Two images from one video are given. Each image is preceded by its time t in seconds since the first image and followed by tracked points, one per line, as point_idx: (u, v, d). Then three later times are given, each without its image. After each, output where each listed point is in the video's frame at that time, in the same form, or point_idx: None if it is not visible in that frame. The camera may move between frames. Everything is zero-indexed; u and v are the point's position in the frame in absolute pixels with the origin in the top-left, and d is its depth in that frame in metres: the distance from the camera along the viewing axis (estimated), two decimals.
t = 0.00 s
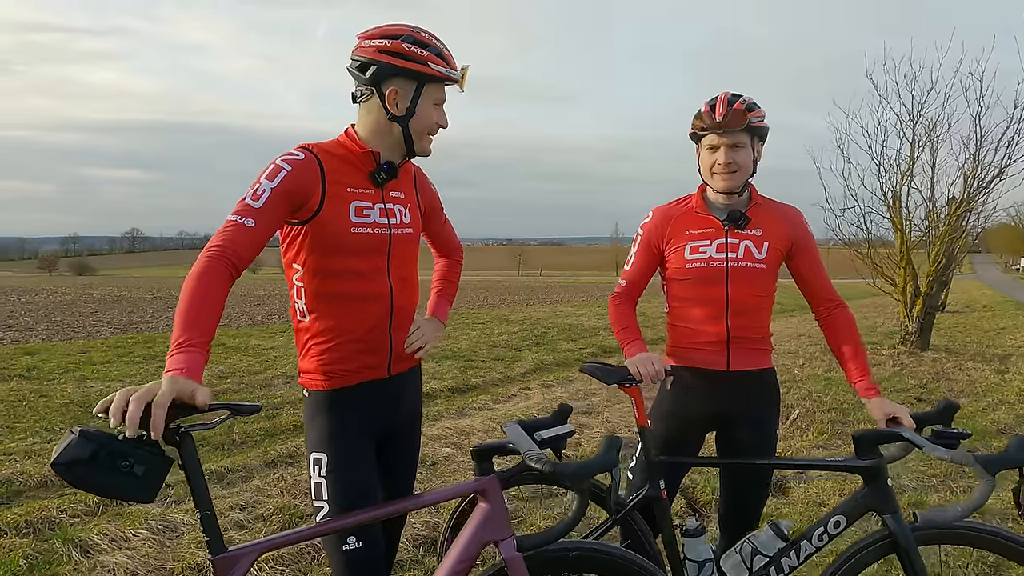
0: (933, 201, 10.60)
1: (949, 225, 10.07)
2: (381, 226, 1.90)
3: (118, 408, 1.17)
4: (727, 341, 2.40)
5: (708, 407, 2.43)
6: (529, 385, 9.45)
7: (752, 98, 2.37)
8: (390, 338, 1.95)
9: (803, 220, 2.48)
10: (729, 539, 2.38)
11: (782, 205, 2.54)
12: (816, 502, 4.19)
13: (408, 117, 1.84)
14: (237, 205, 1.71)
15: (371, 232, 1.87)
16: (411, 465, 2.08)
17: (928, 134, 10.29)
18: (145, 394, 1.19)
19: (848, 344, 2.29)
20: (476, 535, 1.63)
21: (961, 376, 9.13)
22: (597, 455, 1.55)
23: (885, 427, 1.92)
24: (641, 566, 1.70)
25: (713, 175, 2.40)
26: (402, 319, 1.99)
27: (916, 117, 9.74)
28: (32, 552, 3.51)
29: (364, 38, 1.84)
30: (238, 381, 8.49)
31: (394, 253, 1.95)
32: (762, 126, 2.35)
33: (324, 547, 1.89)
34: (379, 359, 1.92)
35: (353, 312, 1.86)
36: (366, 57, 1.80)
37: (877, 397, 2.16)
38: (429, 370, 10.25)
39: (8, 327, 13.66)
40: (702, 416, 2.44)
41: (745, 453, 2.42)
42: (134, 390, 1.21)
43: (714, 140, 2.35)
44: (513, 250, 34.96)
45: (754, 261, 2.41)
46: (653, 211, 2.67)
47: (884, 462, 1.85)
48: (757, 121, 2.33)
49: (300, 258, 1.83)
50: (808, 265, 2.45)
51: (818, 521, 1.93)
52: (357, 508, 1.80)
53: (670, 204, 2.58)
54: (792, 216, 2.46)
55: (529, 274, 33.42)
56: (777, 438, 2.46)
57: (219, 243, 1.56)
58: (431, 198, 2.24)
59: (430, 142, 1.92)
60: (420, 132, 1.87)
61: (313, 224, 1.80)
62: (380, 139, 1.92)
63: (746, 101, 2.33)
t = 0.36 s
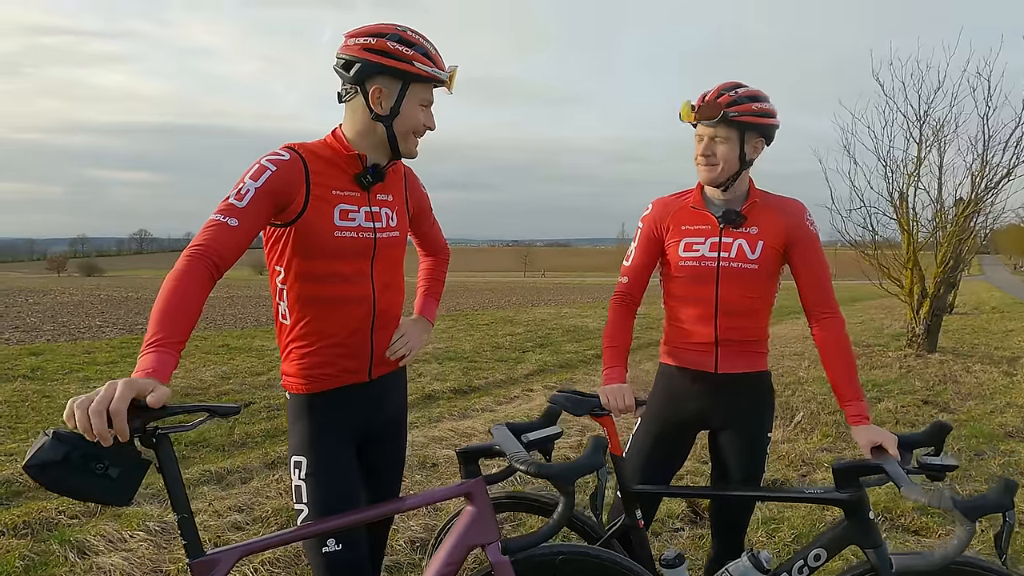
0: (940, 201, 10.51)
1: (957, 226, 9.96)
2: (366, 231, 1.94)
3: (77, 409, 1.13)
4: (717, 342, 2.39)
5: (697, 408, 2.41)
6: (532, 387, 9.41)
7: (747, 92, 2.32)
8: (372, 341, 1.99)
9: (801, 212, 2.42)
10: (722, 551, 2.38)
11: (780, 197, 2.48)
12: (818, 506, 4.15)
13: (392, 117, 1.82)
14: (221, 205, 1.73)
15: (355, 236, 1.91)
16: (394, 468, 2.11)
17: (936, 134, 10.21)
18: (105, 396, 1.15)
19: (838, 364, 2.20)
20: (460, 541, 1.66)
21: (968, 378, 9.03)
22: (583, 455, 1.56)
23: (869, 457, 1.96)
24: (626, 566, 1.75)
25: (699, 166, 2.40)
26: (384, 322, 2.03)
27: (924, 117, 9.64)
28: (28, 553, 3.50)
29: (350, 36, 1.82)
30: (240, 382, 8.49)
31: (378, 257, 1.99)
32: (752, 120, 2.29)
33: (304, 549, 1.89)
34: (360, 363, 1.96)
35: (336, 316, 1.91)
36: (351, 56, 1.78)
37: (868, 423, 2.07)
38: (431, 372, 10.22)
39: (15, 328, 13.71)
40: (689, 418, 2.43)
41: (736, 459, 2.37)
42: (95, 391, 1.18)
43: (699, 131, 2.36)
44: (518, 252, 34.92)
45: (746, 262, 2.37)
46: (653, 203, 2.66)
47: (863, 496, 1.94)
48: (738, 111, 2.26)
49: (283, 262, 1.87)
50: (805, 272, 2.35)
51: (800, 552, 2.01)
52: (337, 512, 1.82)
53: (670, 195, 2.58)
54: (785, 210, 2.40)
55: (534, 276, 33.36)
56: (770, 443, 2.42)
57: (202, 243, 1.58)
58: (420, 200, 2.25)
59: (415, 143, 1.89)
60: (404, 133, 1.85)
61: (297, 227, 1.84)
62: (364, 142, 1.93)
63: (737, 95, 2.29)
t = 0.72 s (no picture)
0: (947, 202, 10.43)
1: (964, 226, 9.89)
2: (354, 232, 1.94)
3: (52, 414, 1.17)
4: (708, 349, 2.40)
5: (692, 411, 2.41)
6: (535, 388, 9.40)
7: (735, 105, 2.30)
8: (362, 343, 1.99)
9: (795, 221, 2.40)
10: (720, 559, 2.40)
11: (775, 206, 2.47)
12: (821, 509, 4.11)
13: (376, 120, 1.82)
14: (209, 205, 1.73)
15: (343, 238, 1.92)
16: (387, 467, 2.10)
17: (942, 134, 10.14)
18: (79, 403, 1.19)
19: (843, 368, 2.16)
20: (448, 545, 1.66)
21: (975, 380, 8.95)
22: (569, 462, 1.55)
23: (880, 468, 1.90)
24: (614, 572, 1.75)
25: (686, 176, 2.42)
26: (374, 323, 2.03)
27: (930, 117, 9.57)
28: (29, 553, 3.52)
29: (338, 37, 1.82)
30: (244, 383, 8.52)
31: (367, 258, 1.99)
32: (737, 132, 2.27)
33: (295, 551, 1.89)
34: (351, 364, 1.97)
35: (325, 319, 1.91)
36: (338, 57, 1.79)
37: (878, 427, 2.02)
38: (435, 373, 10.22)
39: (22, 329, 13.81)
40: (683, 421, 2.42)
41: (732, 463, 2.35)
42: (71, 394, 1.22)
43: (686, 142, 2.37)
44: (524, 254, 34.92)
45: (737, 273, 2.37)
46: (649, 207, 2.65)
47: (873, 507, 1.93)
48: (719, 123, 2.25)
49: (272, 264, 1.87)
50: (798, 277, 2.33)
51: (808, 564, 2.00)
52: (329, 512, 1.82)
53: (666, 201, 2.57)
54: (779, 221, 2.38)
55: (539, 277, 33.31)
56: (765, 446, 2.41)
57: (189, 244, 1.58)
58: (409, 200, 2.25)
59: (400, 146, 1.88)
60: (389, 135, 1.84)
61: (285, 229, 1.84)
62: (350, 144, 1.93)
63: (723, 107, 2.28)
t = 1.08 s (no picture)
0: (954, 202, 10.37)
1: (971, 227, 9.82)
2: (350, 230, 1.96)
3: (49, 413, 1.19)
4: (707, 347, 2.40)
5: (690, 410, 2.41)
6: (539, 389, 9.39)
7: (732, 109, 2.31)
8: (360, 341, 2.01)
9: (793, 223, 2.40)
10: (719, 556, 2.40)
11: (772, 207, 2.46)
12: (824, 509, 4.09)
13: (366, 119, 1.84)
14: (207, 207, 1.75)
15: (340, 236, 1.93)
16: (387, 465, 2.11)
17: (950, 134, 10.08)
18: (76, 402, 1.21)
19: (840, 366, 2.16)
20: (448, 543, 1.66)
21: (982, 382, 8.89)
22: (569, 463, 1.50)
23: (875, 462, 1.91)
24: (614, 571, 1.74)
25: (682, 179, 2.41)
26: (373, 321, 2.05)
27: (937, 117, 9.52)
28: (34, 552, 3.55)
29: (325, 38, 1.84)
30: (249, 384, 8.56)
31: (364, 255, 2.01)
32: (733, 136, 2.27)
33: (296, 548, 1.90)
34: (350, 362, 1.98)
35: (323, 317, 1.93)
36: (326, 58, 1.81)
37: (874, 425, 2.02)
38: (440, 374, 10.23)
39: (31, 331, 13.91)
40: (682, 419, 2.42)
41: (731, 461, 2.35)
42: (69, 392, 1.24)
43: (684, 146, 2.37)
44: (530, 255, 34.93)
45: (736, 273, 2.37)
46: (648, 209, 2.65)
47: (867, 501, 1.94)
48: (715, 128, 2.26)
49: (269, 264, 1.89)
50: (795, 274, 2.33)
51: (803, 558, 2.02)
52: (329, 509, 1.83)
53: (665, 202, 2.58)
54: (778, 222, 2.38)
55: (545, 279, 33.29)
56: (765, 443, 2.41)
57: (188, 244, 1.60)
58: (402, 197, 2.27)
59: (390, 144, 1.90)
60: (378, 134, 1.86)
61: (281, 228, 1.86)
62: (341, 142, 1.94)
63: (719, 112, 2.29)
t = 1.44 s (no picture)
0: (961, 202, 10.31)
1: (978, 227, 9.76)
2: (353, 229, 1.98)
3: (49, 408, 1.22)
4: (709, 343, 2.41)
5: (691, 407, 2.42)
6: (544, 390, 9.40)
7: (734, 109, 2.31)
8: (364, 338, 2.03)
9: (797, 221, 2.41)
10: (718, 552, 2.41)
11: (777, 206, 2.47)
12: (827, 509, 4.09)
13: (363, 116, 1.87)
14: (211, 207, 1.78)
15: (343, 235, 1.96)
16: (389, 461, 2.14)
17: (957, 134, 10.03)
18: (76, 397, 1.24)
19: (841, 363, 2.16)
20: (444, 540, 1.68)
21: (989, 383, 8.84)
22: (564, 458, 1.52)
23: (873, 456, 1.93)
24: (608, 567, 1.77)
25: (687, 178, 2.44)
26: (376, 318, 2.07)
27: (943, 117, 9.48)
28: (42, 548, 3.59)
29: (314, 41, 1.87)
30: (256, 384, 8.61)
31: (367, 254, 2.04)
32: (735, 136, 2.28)
33: (298, 542, 1.92)
34: (353, 359, 2.00)
35: (327, 315, 1.95)
36: (317, 60, 1.84)
37: (874, 421, 2.03)
38: (445, 374, 10.25)
39: (41, 332, 14.01)
40: (682, 417, 2.43)
41: (731, 458, 2.36)
42: (68, 388, 1.27)
43: (688, 145, 2.38)
44: (536, 257, 34.94)
45: (740, 268, 2.38)
46: (651, 211, 2.67)
47: (867, 494, 1.94)
48: (717, 128, 2.27)
49: (274, 264, 1.92)
50: (802, 272, 2.34)
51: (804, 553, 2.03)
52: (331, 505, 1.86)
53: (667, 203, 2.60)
54: (783, 220, 2.39)
55: (551, 280, 33.28)
56: (764, 441, 2.42)
57: (194, 243, 1.63)
58: (403, 195, 2.30)
59: (391, 138, 1.94)
60: (377, 129, 1.90)
61: (286, 228, 1.88)
62: (340, 141, 1.97)
63: (721, 112, 2.30)
